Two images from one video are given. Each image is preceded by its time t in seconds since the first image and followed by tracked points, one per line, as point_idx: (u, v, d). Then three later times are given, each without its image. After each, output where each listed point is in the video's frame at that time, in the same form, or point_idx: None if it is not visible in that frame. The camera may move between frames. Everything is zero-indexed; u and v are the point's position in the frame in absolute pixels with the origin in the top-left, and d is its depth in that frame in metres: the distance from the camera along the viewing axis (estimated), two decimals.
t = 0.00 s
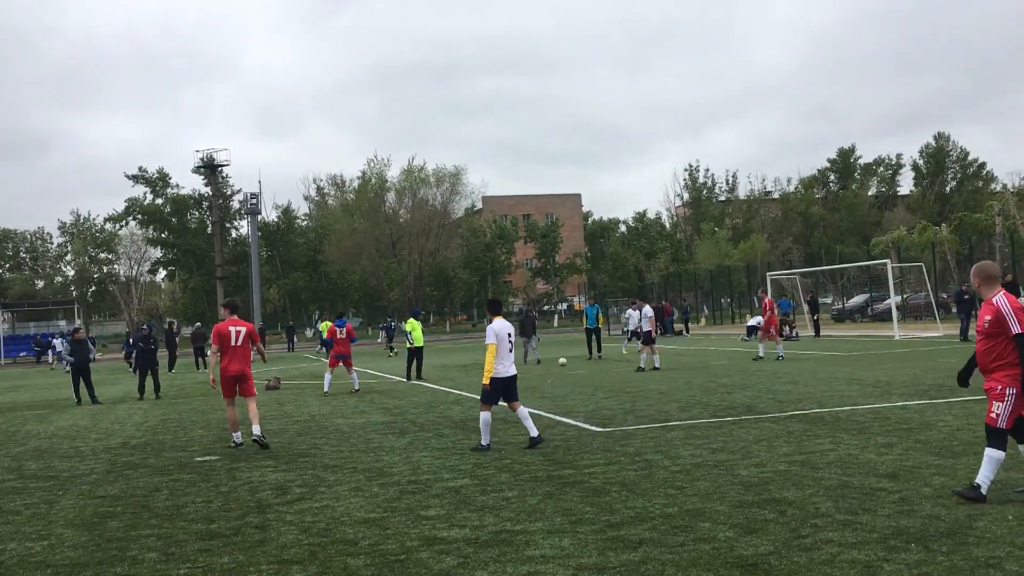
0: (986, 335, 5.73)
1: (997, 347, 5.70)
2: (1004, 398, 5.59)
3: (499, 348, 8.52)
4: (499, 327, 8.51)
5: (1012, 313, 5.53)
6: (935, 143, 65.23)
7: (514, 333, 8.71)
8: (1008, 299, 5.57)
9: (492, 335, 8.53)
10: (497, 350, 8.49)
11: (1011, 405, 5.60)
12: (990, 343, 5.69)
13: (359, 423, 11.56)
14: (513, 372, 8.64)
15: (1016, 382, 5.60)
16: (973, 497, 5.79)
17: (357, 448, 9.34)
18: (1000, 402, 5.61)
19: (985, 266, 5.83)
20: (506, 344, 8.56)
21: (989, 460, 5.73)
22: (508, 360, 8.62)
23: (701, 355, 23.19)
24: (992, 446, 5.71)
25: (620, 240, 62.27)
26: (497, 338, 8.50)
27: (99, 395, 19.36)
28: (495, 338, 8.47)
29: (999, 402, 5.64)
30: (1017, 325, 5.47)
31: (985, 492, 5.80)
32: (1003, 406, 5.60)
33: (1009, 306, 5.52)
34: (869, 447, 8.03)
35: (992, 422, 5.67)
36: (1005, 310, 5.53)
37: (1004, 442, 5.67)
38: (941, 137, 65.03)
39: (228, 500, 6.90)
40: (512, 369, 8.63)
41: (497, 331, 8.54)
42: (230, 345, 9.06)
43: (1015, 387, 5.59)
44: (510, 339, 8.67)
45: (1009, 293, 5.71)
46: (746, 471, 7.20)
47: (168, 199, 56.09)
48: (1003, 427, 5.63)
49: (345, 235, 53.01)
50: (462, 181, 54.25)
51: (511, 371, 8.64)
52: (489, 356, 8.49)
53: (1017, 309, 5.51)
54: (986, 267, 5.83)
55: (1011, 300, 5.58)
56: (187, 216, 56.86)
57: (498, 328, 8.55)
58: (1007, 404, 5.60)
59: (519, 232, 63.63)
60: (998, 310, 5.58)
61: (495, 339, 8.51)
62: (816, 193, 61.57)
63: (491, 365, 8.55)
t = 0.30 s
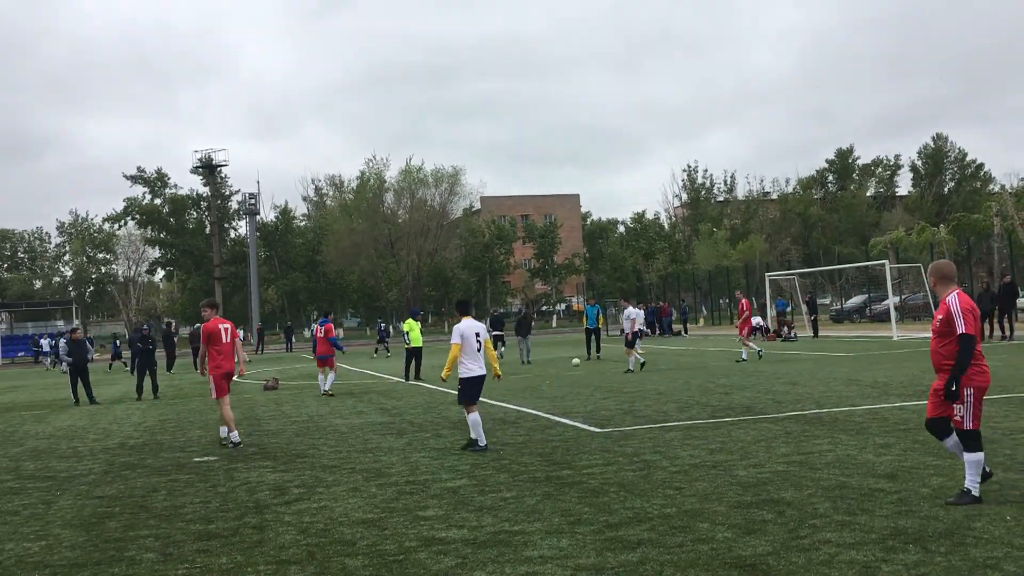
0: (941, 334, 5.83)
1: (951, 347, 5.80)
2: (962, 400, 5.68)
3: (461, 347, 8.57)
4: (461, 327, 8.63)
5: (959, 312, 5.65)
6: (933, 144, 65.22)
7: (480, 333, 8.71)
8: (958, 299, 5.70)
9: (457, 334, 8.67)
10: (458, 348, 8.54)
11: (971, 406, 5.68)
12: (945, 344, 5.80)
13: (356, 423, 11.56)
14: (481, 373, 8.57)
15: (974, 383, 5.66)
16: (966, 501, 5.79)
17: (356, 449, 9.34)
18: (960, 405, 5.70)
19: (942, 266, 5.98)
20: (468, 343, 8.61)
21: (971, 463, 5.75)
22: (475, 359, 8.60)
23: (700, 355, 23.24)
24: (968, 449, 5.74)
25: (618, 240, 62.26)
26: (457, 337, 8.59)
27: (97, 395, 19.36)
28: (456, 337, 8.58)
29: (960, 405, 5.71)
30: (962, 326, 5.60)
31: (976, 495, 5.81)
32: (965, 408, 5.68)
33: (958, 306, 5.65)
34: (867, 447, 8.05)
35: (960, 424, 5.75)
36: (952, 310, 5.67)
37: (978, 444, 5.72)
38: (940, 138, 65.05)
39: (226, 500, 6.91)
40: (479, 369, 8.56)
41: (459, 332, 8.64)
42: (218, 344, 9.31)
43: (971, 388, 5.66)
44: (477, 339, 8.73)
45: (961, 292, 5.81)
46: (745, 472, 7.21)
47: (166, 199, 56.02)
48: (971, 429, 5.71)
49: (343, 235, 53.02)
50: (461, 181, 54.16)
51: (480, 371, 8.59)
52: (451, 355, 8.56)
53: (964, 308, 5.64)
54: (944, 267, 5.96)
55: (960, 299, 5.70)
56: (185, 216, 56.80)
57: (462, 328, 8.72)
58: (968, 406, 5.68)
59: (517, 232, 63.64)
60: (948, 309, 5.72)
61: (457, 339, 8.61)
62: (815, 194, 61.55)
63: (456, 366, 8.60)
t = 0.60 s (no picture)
0: (891, 338, 5.75)
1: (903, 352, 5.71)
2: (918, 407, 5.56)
3: (431, 349, 8.56)
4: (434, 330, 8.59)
5: (908, 315, 5.58)
6: (932, 144, 65.22)
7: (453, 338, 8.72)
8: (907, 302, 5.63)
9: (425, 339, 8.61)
10: (429, 351, 8.52)
11: (930, 413, 5.56)
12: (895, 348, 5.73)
13: (356, 423, 11.56)
14: (449, 377, 8.58)
15: (929, 390, 5.54)
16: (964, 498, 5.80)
17: (355, 449, 9.34)
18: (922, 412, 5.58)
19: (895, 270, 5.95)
20: (440, 347, 8.61)
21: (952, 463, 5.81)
22: (443, 363, 8.60)
23: (700, 356, 23.20)
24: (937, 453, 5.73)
25: (618, 239, 62.27)
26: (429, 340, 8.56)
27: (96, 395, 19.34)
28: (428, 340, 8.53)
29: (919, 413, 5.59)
30: (908, 328, 5.53)
31: (891, 495, 5.90)
32: (922, 415, 5.56)
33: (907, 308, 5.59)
34: (866, 448, 8.04)
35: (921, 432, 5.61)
36: (899, 313, 5.61)
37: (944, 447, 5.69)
38: (939, 138, 65.07)
39: (225, 500, 6.90)
40: (448, 373, 8.56)
41: (431, 335, 8.60)
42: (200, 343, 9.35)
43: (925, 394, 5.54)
44: (445, 342, 8.68)
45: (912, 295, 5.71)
46: (744, 472, 7.22)
47: (165, 199, 56.00)
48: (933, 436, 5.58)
49: (343, 235, 53.05)
50: (460, 181, 54.15)
51: (448, 374, 8.59)
52: (421, 358, 8.53)
53: (912, 311, 5.57)
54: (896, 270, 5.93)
55: (909, 302, 5.64)
56: (185, 216, 56.77)
57: (430, 332, 8.61)
58: (927, 413, 5.56)
59: (517, 232, 63.68)
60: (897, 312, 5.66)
61: (428, 342, 8.59)
62: (815, 194, 61.56)
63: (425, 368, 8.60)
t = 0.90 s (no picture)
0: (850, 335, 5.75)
1: (858, 350, 5.73)
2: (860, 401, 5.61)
3: (402, 349, 8.54)
4: (405, 330, 8.53)
5: (868, 313, 5.62)
6: (932, 144, 65.21)
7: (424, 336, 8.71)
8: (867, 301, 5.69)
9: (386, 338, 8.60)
10: (401, 351, 8.51)
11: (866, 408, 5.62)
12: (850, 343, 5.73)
13: (355, 423, 11.53)
14: (420, 375, 8.63)
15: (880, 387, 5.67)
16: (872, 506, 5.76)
17: (356, 448, 9.34)
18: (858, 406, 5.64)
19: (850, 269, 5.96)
20: (411, 347, 8.59)
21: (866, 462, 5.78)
22: (414, 362, 8.61)
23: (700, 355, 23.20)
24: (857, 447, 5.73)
25: (617, 239, 62.22)
26: (400, 340, 8.52)
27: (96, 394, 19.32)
28: (400, 340, 8.50)
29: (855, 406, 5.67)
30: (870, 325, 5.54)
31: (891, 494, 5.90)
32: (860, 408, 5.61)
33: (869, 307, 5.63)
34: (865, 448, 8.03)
35: (848, 424, 5.68)
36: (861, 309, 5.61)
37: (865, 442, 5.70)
38: (939, 138, 65.06)
39: (225, 499, 6.90)
40: (419, 372, 8.62)
41: (401, 334, 8.55)
42: (175, 343, 9.43)
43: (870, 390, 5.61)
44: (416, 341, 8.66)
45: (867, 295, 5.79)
46: (743, 472, 7.23)
47: (165, 198, 56.00)
48: (857, 429, 5.64)
49: (343, 235, 53.03)
50: (460, 181, 54.18)
51: (419, 373, 8.64)
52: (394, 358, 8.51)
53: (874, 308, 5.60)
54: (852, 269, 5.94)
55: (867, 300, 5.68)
56: (185, 215, 56.76)
57: (400, 331, 8.54)
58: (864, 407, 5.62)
59: (517, 232, 63.71)
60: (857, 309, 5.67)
61: (398, 340, 8.55)
62: (814, 194, 61.57)
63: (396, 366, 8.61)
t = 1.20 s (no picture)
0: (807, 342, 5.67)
1: (813, 356, 5.68)
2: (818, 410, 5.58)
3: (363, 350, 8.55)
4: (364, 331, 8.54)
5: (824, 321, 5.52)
6: (931, 145, 65.28)
7: (386, 336, 8.56)
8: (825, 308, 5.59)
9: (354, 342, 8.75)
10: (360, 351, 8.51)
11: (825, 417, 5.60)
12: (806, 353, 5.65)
13: (354, 423, 11.55)
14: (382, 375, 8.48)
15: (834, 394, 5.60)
16: (797, 510, 5.71)
17: (355, 449, 9.33)
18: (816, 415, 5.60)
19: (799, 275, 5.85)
20: (370, 347, 8.53)
21: (809, 472, 5.68)
22: (378, 363, 8.52)
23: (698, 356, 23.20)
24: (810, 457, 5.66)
25: (616, 239, 62.25)
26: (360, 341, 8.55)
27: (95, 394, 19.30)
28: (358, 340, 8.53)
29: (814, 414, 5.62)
30: (829, 335, 5.46)
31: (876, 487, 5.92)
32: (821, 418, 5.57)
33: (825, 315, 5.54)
34: (865, 449, 8.03)
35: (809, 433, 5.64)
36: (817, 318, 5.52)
37: (822, 453, 5.64)
38: (938, 139, 65.13)
39: (224, 500, 6.90)
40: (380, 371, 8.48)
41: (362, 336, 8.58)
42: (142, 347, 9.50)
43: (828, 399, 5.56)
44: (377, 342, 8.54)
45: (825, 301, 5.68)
46: (742, 472, 7.23)
47: (165, 198, 56.03)
48: (819, 439, 5.61)
49: (342, 235, 53.05)
50: (459, 181, 54.24)
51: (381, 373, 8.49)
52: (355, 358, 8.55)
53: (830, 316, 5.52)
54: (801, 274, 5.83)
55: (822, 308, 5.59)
56: (184, 215, 56.76)
57: (360, 333, 8.57)
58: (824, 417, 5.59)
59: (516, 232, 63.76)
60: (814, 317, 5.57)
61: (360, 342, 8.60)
62: (813, 195, 61.66)
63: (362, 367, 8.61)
